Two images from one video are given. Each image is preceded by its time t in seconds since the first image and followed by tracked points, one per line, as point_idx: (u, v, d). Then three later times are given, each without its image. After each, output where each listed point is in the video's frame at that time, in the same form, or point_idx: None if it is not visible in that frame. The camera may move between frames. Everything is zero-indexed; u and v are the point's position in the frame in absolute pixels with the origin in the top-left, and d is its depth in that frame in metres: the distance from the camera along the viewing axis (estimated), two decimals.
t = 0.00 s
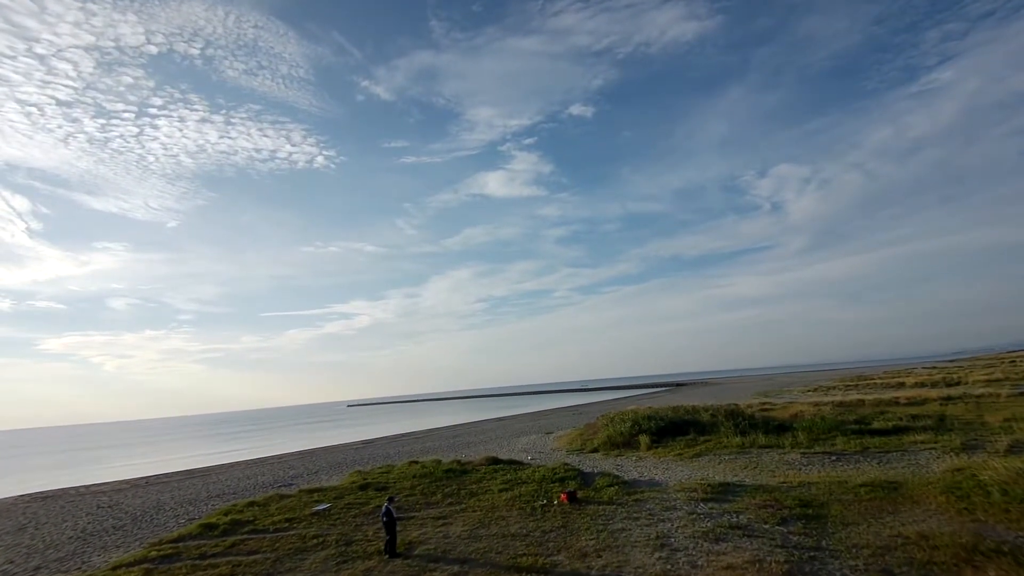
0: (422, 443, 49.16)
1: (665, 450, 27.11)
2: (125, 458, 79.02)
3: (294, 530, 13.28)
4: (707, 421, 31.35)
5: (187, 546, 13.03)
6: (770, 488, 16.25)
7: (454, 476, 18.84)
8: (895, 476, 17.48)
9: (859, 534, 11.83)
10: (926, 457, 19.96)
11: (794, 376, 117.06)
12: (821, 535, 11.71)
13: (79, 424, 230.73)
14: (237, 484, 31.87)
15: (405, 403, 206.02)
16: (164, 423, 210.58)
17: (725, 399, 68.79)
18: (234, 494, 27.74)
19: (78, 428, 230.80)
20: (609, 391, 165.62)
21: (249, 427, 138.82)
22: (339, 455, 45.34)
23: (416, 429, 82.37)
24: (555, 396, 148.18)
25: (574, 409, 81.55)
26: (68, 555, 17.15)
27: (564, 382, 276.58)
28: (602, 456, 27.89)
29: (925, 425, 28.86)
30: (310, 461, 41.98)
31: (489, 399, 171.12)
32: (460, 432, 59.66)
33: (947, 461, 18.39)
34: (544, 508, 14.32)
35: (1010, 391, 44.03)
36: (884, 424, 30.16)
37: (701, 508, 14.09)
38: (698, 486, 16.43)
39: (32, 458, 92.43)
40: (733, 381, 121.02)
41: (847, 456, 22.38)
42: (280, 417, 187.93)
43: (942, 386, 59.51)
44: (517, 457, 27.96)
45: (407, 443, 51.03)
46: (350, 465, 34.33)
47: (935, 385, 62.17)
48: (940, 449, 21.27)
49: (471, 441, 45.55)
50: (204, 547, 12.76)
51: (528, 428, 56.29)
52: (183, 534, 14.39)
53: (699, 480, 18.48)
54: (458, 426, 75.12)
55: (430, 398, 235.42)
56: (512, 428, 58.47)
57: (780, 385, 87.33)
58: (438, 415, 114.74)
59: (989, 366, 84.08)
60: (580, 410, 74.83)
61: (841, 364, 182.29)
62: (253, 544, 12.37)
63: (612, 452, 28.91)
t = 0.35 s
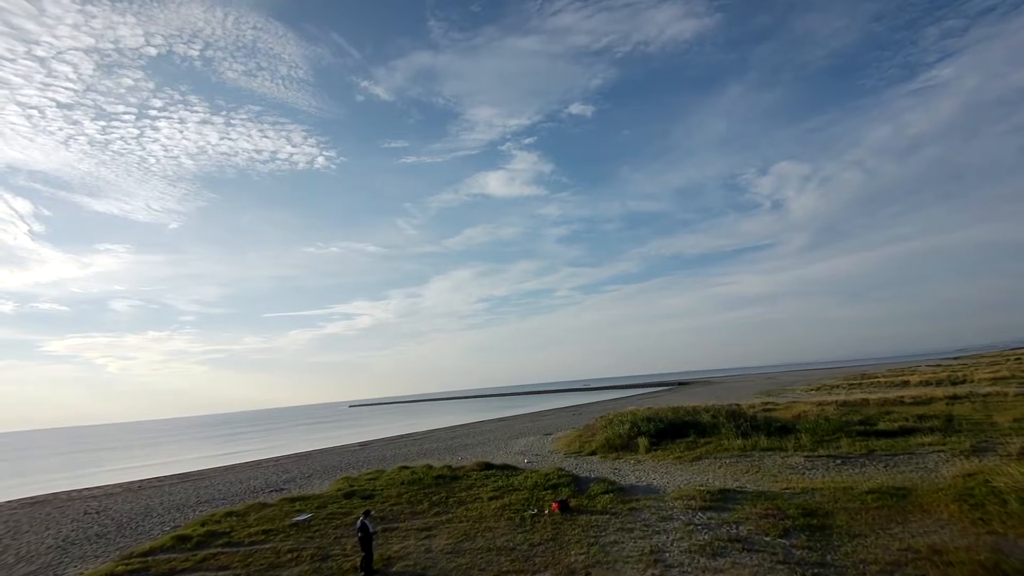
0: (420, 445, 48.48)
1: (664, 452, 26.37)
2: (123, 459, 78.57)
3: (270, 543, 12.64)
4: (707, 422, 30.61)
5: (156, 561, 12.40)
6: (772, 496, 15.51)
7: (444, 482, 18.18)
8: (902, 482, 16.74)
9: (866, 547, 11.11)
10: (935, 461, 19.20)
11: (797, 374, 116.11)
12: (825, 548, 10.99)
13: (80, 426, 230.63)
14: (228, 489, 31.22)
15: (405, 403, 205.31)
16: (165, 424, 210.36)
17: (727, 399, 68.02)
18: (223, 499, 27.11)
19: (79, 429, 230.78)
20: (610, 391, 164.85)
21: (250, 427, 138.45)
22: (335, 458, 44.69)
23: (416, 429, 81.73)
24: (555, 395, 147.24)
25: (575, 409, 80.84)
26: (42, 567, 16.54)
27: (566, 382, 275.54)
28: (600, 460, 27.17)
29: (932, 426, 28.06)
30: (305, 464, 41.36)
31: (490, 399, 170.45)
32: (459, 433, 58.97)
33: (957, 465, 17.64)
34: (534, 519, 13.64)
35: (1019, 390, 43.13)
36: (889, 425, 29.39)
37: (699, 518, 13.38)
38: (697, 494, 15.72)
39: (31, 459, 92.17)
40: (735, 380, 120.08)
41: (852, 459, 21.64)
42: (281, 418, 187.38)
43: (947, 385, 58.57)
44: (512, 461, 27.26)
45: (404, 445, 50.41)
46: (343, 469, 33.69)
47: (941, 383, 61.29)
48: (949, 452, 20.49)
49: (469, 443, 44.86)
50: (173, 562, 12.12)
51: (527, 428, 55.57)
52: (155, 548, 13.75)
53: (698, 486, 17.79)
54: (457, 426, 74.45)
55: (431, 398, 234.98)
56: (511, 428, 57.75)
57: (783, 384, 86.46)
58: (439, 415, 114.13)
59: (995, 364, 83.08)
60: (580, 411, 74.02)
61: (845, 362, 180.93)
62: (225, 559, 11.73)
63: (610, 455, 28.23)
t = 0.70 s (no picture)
0: (416, 444, 47.86)
1: (662, 454, 25.65)
2: (120, 459, 78.16)
3: (241, 556, 11.98)
4: (707, 423, 29.85)
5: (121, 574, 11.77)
6: (772, 503, 14.78)
7: (431, 488, 17.48)
8: (909, 488, 15.99)
9: (872, 561, 10.40)
10: (943, 464, 18.44)
11: (799, 372, 115.34)
12: (828, 563, 10.28)
13: (81, 425, 230.51)
14: (218, 491, 30.58)
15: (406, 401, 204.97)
16: (165, 422, 209.98)
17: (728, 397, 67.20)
18: (211, 502, 26.43)
19: (80, 427, 230.94)
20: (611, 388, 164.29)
21: (249, 426, 138.04)
22: (329, 459, 44.00)
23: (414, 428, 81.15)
24: (556, 393, 146.70)
25: (575, 407, 80.13)
26: None
27: (567, 380, 274.62)
28: (596, 462, 26.45)
29: (939, 426, 27.28)
30: (298, 465, 40.71)
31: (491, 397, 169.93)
32: (456, 432, 58.29)
33: (967, 469, 16.87)
34: (521, 529, 12.94)
35: None
36: (894, 425, 28.59)
37: (695, 529, 12.65)
38: (694, 501, 15.00)
39: (28, 459, 91.71)
40: (737, 378, 119.16)
41: (856, 463, 20.88)
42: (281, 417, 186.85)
43: (952, 382, 57.68)
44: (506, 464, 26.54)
45: (400, 445, 49.78)
46: (335, 470, 33.00)
47: (945, 381, 60.44)
48: (957, 455, 19.71)
49: (466, 443, 44.14)
50: None
51: (525, 428, 54.87)
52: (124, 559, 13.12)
53: (695, 491, 17.06)
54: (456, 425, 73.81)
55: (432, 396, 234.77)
56: (509, 428, 57.03)
57: (785, 382, 85.72)
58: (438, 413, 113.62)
59: (999, 361, 82.21)
60: (580, 409, 73.24)
61: (849, 359, 179.12)
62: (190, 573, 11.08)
63: (607, 456, 27.52)
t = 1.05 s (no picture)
0: (408, 446, 46.91)
1: (656, 458, 24.88)
2: (112, 460, 77.30)
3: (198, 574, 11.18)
4: (704, 424, 29.07)
5: None
6: (769, 514, 14.01)
7: (413, 496, 16.68)
8: (914, 496, 15.22)
9: None
10: (947, 470, 17.68)
11: (798, 371, 114.82)
12: None
13: (77, 425, 229.37)
14: (201, 496, 29.75)
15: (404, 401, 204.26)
16: (161, 422, 208.79)
17: (727, 397, 66.44)
18: (192, 508, 25.58)
19: (76, 427, 229.78)
20: (609, 388, 163.68)
21: (245, 426, 137.08)
22: (319, 461, 43.11)
23: (409, 428, 80.39)
24: (555, 393, 146.09)
25: (572, 408, 79.32)
26: None
27: (565, 380, 273.97)
28: (588, 466, 25.68)
29: (941, 428, 26.53)
30: (287, 468, 39.84)
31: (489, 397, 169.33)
32: (451, 433, 57.44)
33: (973, 475, 16.10)
34: (501, 543, 12.17)
35: None
36: (896, 428, 27.83)
37: (687, 542, 11.88)
38: (687, 511, 14.23)
39: (19, 460, 90.62)
40: (735, 377, 118.56)
41: (857, 468, 20.10)
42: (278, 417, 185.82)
43: (953, 382, 57.00)
44: (496, 469, 25.71)
45: (393, 446, 48.94)
46: (322, 474, 32.11)
47: (945, 381, 59.84)
48: (962, 459, 18.96)
49: (459, 445, 43.30)
50: None
51: (520, 429, 54.03)
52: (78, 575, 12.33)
53: (689, 499, 16.29)
54: (451, 426, 73.00)
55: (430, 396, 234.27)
56: (504, 429, 56.21)
57: (784, 381, 85.08)
58: (435, 413, 112.93)
59: (1000, 360, 81.71)
60: (577, 409, 72.46)
61: (849, 359, 178.49)
62: None
63: (601, 460, 26.75)
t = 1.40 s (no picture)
0: (403, 448, 46.12)
1: (653, 462, 23.99)
2: (108, 460, 76.80)
3: None
4: (703, 426, 28.19)
5: None
6: (770, 526, 13.11)
7: (395, 504, 15.86)
8: (924, 505, 14.32)
9: None
10: (959, 477, 16.77)
11: (801, 370, 113.68)
12: None
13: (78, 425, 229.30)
14: (187, 499, 29.01)
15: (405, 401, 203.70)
16: (162, 422, 208.70)
17: (728, 397, 65.47)
18: (175, 512, 24.83)
19: (77, 426, 229.82)
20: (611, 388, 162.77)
21: (245, 426, 136.63)
22: (312, 463, 42.38)
23: (408, 428, 79.71)
24: (556, 392, 145.21)
25: (572, 408, 78.46)
26: None
27: (568, 379, 272.96)
28: (584, 470, 24.81)
29: (950, 430, 25.58)
30: (279, 469, 39.10)
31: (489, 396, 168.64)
32: (448, 434, 56.68)
33: (988, 483, 15.18)
34: (481, 557, 11.33)
35: None
36: (902, 430, 26.90)
37: (681, 557, 11.01)
38: (683, 522, 13.39)
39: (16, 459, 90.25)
40: (737, 377, 117.53)
41: (863, 474, 19.20)
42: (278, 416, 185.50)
43: (959, 381, 55.85)
44: (488, 473, 24.90)
45: (389, 447, 48.19)
46: (311, 477, 31.36)
47: (951, 380, 58.77)
48: (974, 465, 18.02)
49: (454, 447, 42.49)
50: None
51: (518, 430, 53.17)
52: None
53: (686, 507, 15.43)
54: (450, 426, 72.24)
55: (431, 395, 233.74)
56: (502, 430, 55.32)
57: (787, 381, 84.05)
58: (434, 413, 112.22)
59: (1007, 359, 80.48)
60: (576, 410, 71.50)
61: (854, 358, 176.92)
62: None
63: (596, 463, 25.92)
